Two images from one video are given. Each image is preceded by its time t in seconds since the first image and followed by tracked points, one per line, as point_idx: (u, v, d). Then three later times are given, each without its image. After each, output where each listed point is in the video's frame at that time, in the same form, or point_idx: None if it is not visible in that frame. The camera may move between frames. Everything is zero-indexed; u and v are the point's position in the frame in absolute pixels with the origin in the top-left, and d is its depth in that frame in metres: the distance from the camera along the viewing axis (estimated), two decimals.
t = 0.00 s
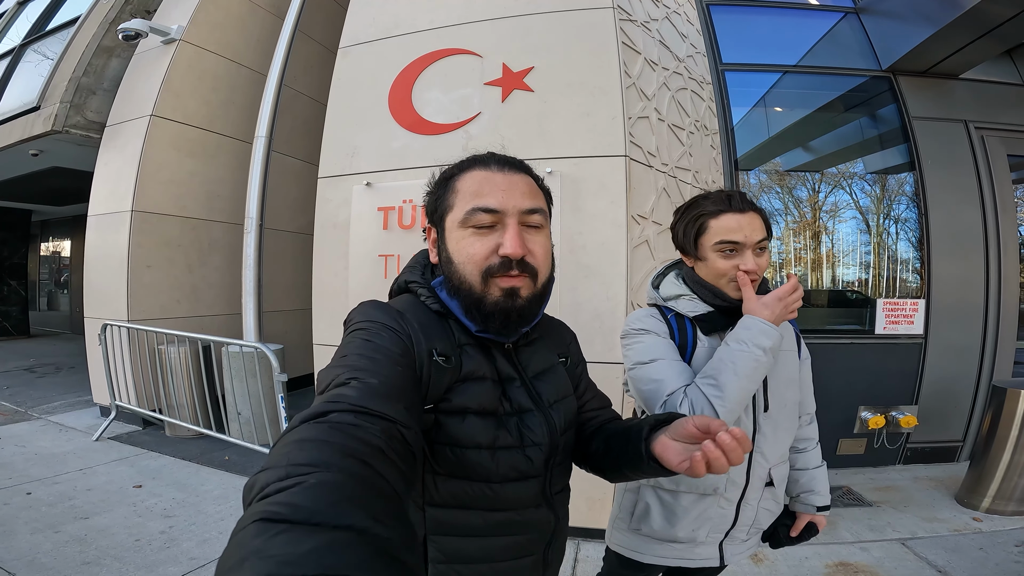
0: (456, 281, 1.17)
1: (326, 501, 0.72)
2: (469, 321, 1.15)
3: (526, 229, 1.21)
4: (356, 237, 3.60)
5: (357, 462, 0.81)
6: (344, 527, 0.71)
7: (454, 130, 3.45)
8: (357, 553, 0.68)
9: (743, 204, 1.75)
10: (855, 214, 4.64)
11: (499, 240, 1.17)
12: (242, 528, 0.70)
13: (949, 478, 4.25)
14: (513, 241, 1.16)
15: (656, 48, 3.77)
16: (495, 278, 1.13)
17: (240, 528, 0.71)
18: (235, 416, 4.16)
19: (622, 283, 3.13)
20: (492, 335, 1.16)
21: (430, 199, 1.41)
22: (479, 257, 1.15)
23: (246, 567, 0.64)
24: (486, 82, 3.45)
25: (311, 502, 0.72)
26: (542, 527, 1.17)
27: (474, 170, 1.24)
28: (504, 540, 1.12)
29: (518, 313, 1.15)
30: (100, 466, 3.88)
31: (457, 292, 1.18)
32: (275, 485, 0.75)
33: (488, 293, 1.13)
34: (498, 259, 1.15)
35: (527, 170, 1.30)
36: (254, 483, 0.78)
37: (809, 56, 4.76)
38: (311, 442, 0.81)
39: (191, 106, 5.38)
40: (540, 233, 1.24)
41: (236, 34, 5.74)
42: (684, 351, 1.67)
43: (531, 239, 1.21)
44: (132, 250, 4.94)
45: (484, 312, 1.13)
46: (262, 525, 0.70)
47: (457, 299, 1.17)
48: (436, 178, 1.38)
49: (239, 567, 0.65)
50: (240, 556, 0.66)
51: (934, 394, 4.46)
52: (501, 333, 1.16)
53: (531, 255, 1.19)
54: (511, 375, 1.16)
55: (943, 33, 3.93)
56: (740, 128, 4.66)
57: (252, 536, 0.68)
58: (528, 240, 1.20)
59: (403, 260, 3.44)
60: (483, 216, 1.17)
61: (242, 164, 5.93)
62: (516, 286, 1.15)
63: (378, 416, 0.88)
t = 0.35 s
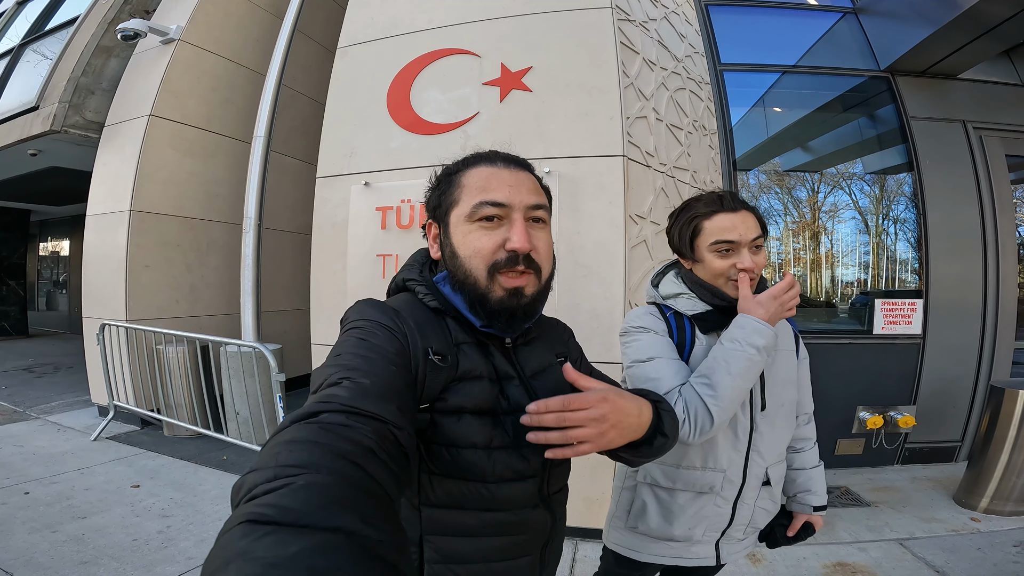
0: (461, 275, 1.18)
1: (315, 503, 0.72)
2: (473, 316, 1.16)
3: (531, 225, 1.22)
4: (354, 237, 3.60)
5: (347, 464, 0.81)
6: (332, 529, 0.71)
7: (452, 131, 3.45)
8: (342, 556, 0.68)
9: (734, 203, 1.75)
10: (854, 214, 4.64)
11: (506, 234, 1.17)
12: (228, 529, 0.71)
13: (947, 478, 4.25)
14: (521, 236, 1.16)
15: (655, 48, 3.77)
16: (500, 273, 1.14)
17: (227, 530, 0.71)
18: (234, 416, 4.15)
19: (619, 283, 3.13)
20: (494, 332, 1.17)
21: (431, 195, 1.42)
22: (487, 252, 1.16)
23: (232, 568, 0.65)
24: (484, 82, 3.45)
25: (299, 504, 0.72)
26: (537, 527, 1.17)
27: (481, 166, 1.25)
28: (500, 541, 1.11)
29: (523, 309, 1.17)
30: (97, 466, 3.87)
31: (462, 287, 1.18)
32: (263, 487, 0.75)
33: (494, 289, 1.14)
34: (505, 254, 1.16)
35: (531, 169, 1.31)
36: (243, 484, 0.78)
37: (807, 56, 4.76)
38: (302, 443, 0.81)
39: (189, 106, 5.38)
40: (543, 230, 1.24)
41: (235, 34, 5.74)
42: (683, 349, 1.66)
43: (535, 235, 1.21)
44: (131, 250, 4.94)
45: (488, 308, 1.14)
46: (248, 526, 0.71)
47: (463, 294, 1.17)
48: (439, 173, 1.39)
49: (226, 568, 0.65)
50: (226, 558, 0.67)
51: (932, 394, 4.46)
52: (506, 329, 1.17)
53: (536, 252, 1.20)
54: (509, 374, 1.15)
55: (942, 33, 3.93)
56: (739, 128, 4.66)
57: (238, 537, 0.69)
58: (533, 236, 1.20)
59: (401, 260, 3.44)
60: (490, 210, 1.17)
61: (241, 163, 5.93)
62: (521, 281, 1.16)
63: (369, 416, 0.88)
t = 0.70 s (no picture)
0: (462, 271, 1.19)
1: (327, 499, 0.73)
2: (472, 312, 1.16)
3: (535, 225, 1.22)
4: (355, 237, 3.60)
5: (356, 460, 0.81)
6: (345, 525, 0.71)
7: (452, 130, 3.45)
8: (354, 552, 0.68)
9: (735, 201, 1.77)
10: (853, 214, 4.65)
11: (507, 232, 1.18)
12: (242, 525, 0.71)
13: (946, 476, 4.26)
14: (521, 234, 1.16)
15: (654, 48, 3.78)
16: (498, 270, 1.15)
17: (242, 526, 0.71)
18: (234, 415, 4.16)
19: (619, 282, 3.14)
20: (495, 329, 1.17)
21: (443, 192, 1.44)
22: (487, 248, 1.17)
23: (247, 565, 0.65)
24: (485, 82, 3.45)
25: (311, 500, 0.72)
26: (543, 523, 1.17)
27: (488, 164, 1.26)
28: (505, 537, 1.12)
29: (521, 307, 1.15)
30: (98, 465, 3.87)
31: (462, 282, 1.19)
32: (275, 483, 0.76)
33: (491, 285, 1.14)
34: (504, 251, 1.16)
35: (541, 168, 1.31)
36: (254, 480, 0.79)
37: (807, 56, 4.77)
38: (311, 439, 0.81)
39: (190, 106, 5.38)
40: (548, 230, 1.24)
41: (235, 34, 5.74)
42: (681, 346, 1.65)
43: (538, 235, 1.22)
44: (131, 250, 4.93)
45: (486, 303, 1.14)
46: (262, 523, 0.71)
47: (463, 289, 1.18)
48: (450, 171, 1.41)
49: (241, 565, 0.66)
50: (241, 555, 0.67)
51: (931, 393, 4.47)
52: (503, 326, 1.17)
53: (538, 251, 1.20)
54: (514, 370, 1.16)
55: (941, 33, 3.94)
56: (738, 128, 4.67)
57: (253, 533, 0.69)
58: (536, 235, 1.21)
59: (402, 260, 3.45)
60: (493, 207, 1.19)
61: (241, 163, 5.92)
62: (521, 279, 1.16)
63: (377, 412, 0.88)
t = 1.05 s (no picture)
0: (456, 273, 1.20)
1: (322, 496, 0.73)
2: (466, 314, 1.17)
3: (532, 230, 1.22)
4: (353, 236, 3.61)
5: (353, 458, 0.81)
6: (341, 522, 0.72)
7: (450, 131, 3.46)
8: (350, 550, 0.69)
9: (741, 199, 1.82)
10: (854, 215, 4.65)
11: (503, 237, 1.18)
12: (238, 523, 0.71)
13: (943, 477, 4.26)
14: (517, 240, 1.17)
15: (653, 48, 3.79)
16: (492, 276, 1.15)
17: (236, 523, 0.72)
18: (233, 414, 4.16)
19: (617, 282, 3.14)
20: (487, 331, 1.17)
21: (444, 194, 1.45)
22: (483, 253, 1.17)
23: (243, 562, 0.66)
24: (483, 82, 3.46)
25: (306, 497, 0.72)
26: (542, 524, 1.18)
27: (487, 166, 1.26)
28: (503, 537, 1.12)
29: (515, 313, 1.16)
30: (97, 464, 3.88)
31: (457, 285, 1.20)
32: (271, 481, 0.76)
33: (485, 290, 1.14)
34: (499, 256, 1.17)
35: (541, 171, 1.31)
36: (250, 478, 0.79)
37: (806, 57, 4.77)
38: (307, 437, 0.82)
39: (190, 105, 5.39)
40: (545, 235, 1.25)
41: (235, 34, 5.75)
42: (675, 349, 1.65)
43: (534, 240, 1.22)
44: (130, 249, 4.94)
45: (480, 308, 1.14)
46: (256, 520, 0.71)
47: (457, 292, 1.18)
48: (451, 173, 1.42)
49: (234, 562, 0.66)
50: (236, 552, 0.68)
51: (929, 394, 4.46)
52: (497, 330, 1.17)
53: (534, 256, 1.20)
54: (511, 369, 1.17)
55: (939, 34, 3.94)
56: (737, 129, 4.68)
57: (247, 531, 0.70)
58: (532, 240, 1.21)
59: (400, 259, 3.45)
60: (490, 211, 1.19)
61: (241, 163, 5.93)
62: (515, 284, 1.16)
63: (374, 411, 0.89)
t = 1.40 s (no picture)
0: (453, 268, 1.20)
1: (312, 497, 0.73)
2: (462, 310, 1.16)
3: (528, 224, 1.23)
4: (352, 236, 3.61)
5: (344, 458, 0.82)
6: (331, 522, 0.72)
7: (449, 131, 3.46)
8: (340, 551, 0.69)
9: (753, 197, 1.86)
10: (854, 215, 4.64)
11: (499, 230, 1.18)
12: (227, 524, 0.71)
13: (943, 477, 4.26)
14: (513, 233, 1.17)
15: (652, 48, 3.78)
16: (489, 268, 1.15)
17: (225, 525, 0.72)
18: (232, 413, 4.16)
19: (616, 282, 3.14)
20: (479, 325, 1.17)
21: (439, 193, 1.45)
22: (480, 246, 1.18)
23: (231, 564, 0.66)
24: (482, 82, 3.46)
25: (296, 498, 0.72)
26: (537, 525, 1.18)
27: (481, 163, 1.27)
28: (498, 538, 1.12)
29: (511, 306, 1.16)
30: (96, 463, 3.89)
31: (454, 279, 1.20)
32: (261, 481, 0.76)
33: (482, 284, 1.15)
34: (496, 249, 1.17)
35: (535, 170, 1.32)
36: (242, 479, 0.79)
37: (806, 56, 4.76)
38: (298, 437, 0.82)
39: (190, 105, 5.39)
40: (540, 230, 1.25)
41: (235, 34, 5.75)
42: (680, 358, 1.64)
43: (530, 234, 1.22)
44: (130, 248, 4.95)
45: (476, 302, 1.14)
46: (245, 522, 0.71)
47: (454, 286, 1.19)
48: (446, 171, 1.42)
49: (221, 565, 0.66)
50: (224, 554, 0.68)
51: (929, 395, 4.46)
52: (493, 324, 1.17)
53: (530, 249, 1.21)
54: (505, 369, 1.17)
55: (939, 33, 3.93)
56: (737, 129, 4.67)
57: (236, 533, 0.70)
58: (528, 234, 1.21)
59: (399, 259, 3.46)
60: (486, 205, 1.20)
61: (241, 162, 5.94)
62: (512, 277, 1.16)
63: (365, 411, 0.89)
